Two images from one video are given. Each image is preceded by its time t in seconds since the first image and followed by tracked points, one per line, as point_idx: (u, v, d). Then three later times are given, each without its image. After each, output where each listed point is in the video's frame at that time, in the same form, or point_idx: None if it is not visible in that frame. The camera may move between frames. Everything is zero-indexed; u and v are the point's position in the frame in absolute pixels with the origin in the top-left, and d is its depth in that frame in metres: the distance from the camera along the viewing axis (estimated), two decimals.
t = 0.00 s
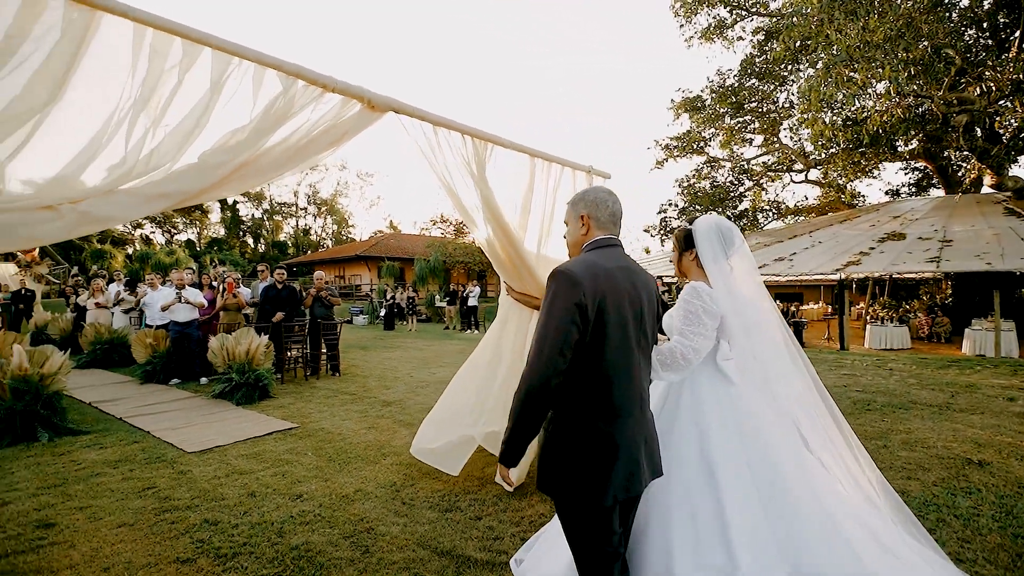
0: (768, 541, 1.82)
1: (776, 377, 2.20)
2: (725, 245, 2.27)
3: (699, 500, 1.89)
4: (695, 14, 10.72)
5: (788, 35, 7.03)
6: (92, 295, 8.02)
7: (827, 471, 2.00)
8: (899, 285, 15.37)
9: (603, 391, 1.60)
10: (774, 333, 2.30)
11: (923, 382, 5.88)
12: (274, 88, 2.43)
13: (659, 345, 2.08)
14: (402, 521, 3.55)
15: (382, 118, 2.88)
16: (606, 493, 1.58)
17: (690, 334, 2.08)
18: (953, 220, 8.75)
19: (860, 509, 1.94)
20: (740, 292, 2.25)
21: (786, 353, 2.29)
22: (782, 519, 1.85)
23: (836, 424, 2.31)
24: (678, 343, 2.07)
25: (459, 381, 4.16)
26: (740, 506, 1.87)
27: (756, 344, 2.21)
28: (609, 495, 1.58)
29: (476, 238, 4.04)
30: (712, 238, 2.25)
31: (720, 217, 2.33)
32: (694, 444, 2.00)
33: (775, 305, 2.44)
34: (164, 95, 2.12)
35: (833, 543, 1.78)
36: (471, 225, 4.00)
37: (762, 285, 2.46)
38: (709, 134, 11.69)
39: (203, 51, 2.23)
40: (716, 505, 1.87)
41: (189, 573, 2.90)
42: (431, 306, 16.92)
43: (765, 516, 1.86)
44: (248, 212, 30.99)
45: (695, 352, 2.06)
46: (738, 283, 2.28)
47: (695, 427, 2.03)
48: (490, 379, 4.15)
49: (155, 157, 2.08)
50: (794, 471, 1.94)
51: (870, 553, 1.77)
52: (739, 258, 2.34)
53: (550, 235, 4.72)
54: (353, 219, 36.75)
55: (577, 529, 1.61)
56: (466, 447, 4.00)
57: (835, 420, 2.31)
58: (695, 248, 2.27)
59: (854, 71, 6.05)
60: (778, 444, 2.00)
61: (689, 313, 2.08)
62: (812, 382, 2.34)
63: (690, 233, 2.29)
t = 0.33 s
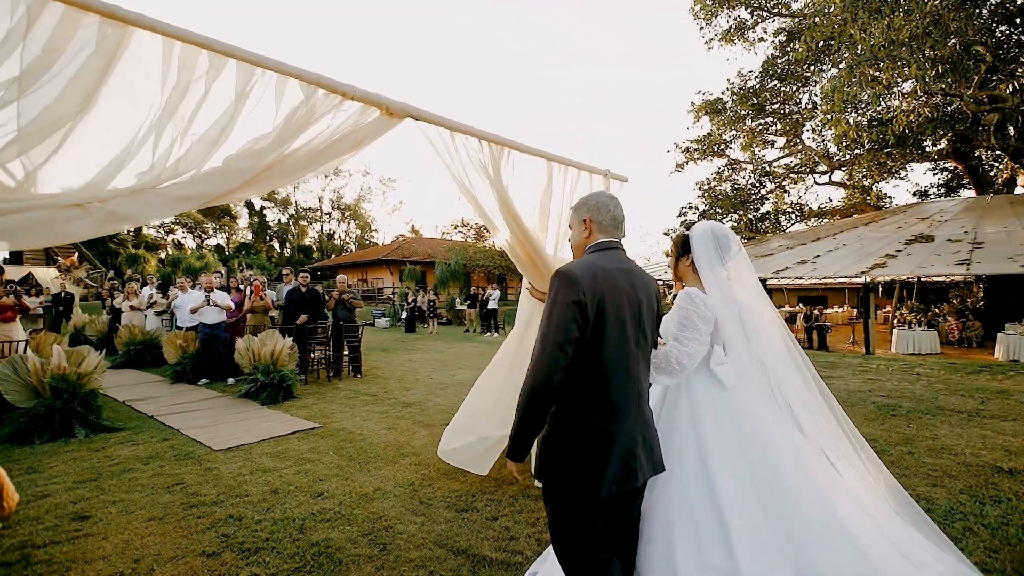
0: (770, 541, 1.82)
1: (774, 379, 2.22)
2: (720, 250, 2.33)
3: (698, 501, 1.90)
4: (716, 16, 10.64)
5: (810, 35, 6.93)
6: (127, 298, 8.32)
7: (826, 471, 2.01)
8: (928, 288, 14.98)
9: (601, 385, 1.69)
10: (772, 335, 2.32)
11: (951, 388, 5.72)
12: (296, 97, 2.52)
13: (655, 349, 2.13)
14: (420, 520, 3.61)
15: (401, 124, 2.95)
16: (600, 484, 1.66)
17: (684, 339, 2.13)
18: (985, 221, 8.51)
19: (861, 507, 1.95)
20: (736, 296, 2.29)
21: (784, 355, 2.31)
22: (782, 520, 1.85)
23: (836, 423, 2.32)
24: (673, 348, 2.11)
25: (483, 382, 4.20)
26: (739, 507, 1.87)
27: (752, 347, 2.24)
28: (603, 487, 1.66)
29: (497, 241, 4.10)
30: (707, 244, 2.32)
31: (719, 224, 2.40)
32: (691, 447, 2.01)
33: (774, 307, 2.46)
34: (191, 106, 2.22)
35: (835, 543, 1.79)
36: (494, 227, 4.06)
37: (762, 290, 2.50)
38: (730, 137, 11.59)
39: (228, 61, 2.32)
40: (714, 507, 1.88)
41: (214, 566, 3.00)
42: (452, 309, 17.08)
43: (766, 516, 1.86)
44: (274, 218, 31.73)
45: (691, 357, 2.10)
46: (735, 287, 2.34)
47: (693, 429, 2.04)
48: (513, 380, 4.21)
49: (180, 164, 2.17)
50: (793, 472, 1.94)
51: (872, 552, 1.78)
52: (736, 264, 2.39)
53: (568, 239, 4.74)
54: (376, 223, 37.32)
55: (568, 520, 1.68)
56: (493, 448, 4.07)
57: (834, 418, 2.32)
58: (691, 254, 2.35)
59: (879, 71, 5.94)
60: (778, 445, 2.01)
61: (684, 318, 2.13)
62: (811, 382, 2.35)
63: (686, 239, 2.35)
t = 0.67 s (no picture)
0: (768, 541, 1.83)
1: (766, 376, 2.24)
2: (715, 253, 2.35)
3: (695, 502, 1.93)
4: (734, 17, 10.56)
5: (830, 34, 6.84)
6: (157, 299, 8.61)
7: (823, 468, 2.01)
8: (955, 290, 14.61)
9: (602, 382, 1.72)
10: (765, 333, 2.34)
11: (978, 391, 5.58)
12: (314, 104, 2.61)
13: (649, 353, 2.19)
14: (435, 518, 3.66)
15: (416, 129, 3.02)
16: (603, 477, 1.70)
17: (678, 343, 2.17)
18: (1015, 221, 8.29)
19: (861, 503, 1.94)
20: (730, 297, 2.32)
21: (780, 354, 2.33)
22: (779, 519, 1.86)
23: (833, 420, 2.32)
24: (667, 353, 2.16)
25: (504, 384, 4.27)
26: (732, 506, 1.90)
27: (745, 346, 2.25)
28: (606, 479, 1.70)
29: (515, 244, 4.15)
30: (700, 247, 2.31)
31: (711, 227, 2.39)
32: (684, 450, 2.04)
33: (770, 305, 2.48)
34: (214, 114, 2.31)
35: (833, 543, 1.79)
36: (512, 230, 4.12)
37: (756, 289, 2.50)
38: (749, 138, 11.48)
39: (249, 71, 2.43)
40: (709, 509, 1.90)
41: (236, 559, 3.09)
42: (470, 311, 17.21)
43: (763, 516, 1.88)
44: (298, 222, 32.32)
45: (685, 360, 2.15)
46: (732, 287, 2.36)
47: (685, 430, 2.07)
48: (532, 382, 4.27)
49: (204, 169, 2.25)
50: (788, 470, 1.95)
51: (874, 550, 1.77)
52: (734, 265, 2.41)
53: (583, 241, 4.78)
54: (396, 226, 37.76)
55: (572, 513, 1.71)
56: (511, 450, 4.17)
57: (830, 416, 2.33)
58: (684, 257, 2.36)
59: (901, 69, 5.83)
60: (772, 444, 2.03)
61: (676, 322, 2.16)
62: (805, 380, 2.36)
63: (680, 241, 2.36)
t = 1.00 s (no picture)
0: (764, 543, 1.88)
1: (755, 373, 2.27)
2: (705, 252, 2.37)
3: (688, 504, 1.97)
4: (749, 16, 10.48)
5: (848, 33, 6.75)
6: (181, 300, 8.88)
7: (816, 468, 2.06)
8: (979, 291, 14.30)
9: (602, 380, 1.76)
10: (752, 331, 2.38)
11: (999, 394, 5.46)
12: (330, 110, 2.70)
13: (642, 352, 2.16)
14: (448, 515, 3.72)
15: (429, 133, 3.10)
16: (605, 471, 1.73)
17: (670, 342, 2.15)
18: None
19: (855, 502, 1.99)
20: (720, 294, 2.35)
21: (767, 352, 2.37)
22: (775, 521, 1.91)
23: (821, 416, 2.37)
24: (660, 352, 2.14)
25: (522, 384, 4.35)
26: (726, 507, 1.95)
27: (735, 345, 2.28)
28: (608, 473, 1.73)
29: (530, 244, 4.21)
30: (690, 247, 2.32)
31: (700, 226, 2.40)
32: (676, 450, 2.06)
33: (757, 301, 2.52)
34: (233, 121, 2.41)
35: (831, 544, 1.84)
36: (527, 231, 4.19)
37: (745, 286, 2.53)
38: (765, 138, 11.38)
39: (267, 79, 2.52)
40: (703, 511, 1.94)
41: (256, 551, 3.19)
42: (485, 312, 17.31)
43: (758, 518, 1.92)
44: (317, 224, 32.83)
45: (679, 360, 2.14)
46: (720, 286, 2.38)
47: (676, 430, 2.08)
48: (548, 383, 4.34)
49: (223, 173, 2.34)
50: (782, 471, 1.99)
51: (873, 550, 1.81)
52: (723, 264, 2.44)
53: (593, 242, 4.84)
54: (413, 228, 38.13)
55: (575, 507, 1.75)
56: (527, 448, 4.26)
57: (817, 410, 2.38)
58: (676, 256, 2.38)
59: (922, 66, 5.73)
60: (766, 444, 2.06)
61: (668, 322, 2.15)
62: (791, 375, 2.41)
63: (671, 241, 2.37)
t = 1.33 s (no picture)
0: (754, 543, 1.92)
1: (744, 373, 2.31)
2: (697, 253, 2.40)
3: (680, 503, 2.02)
4: (762, 16, 10.41)
5: (860, 31, 6.69)
6: (200, 299, 9.10)
7: (805, 469, 2.10)
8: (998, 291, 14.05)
9: (597, 377, 1.80)
10: (741, 329, 2.42)
11: (1015, 395, 5.38)
12: (342, 114, 2.78)
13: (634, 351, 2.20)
14: (458, 510, 3.79)
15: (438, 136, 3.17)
16: (601, 464, 1.78)
17: (661, 341, 2.19)
18: None
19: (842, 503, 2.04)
20: (711, 294, 2.38)
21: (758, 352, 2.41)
22: (764, 521, 1.95)
23: (808, 412, 2.41)
24: (652, 350, 2.18)
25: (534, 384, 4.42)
26: (718, 506, 1.99)
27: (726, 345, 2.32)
28: (604, 464, 1.78)
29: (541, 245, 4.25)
30: (682, 248, 2.36)
31: (691, 226, 2.43)
32: (670, 450, 2.10)
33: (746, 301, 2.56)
34: (250, 125, 2.50)
35: (821, 544, 1.88)
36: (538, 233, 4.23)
37: (733, 284, 2.56)
38: (777, 137, 11.30)
39: (283, 86, 2.60)
40: (694, 510, 1.98)
41: (271, 543, 3.28)
42: (496, 311, 17.39)
43: (748, 519, 1.96)
44: (332, 226, 33.24)
45: (671, 359, 2.17)
46: (711, 286, 2.42)
47: (669, 430, 2.12)
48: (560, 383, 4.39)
49: (240, 175, 2.43)
50: (773, 472, 2.03)
51: (860, 552, 1.86)
52: (713, 264, 2.47)
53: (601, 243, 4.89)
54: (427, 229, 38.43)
55: (571, 498, 1.80)
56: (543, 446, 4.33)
57: (805, 409, 2.42)
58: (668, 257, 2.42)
59: (936, 65, 5.67)
60: (758, 444, 2.09)
61: (659, 321, 2.19)
62: (779, 373, 2.44)
63: (663, 242, 2.40)
